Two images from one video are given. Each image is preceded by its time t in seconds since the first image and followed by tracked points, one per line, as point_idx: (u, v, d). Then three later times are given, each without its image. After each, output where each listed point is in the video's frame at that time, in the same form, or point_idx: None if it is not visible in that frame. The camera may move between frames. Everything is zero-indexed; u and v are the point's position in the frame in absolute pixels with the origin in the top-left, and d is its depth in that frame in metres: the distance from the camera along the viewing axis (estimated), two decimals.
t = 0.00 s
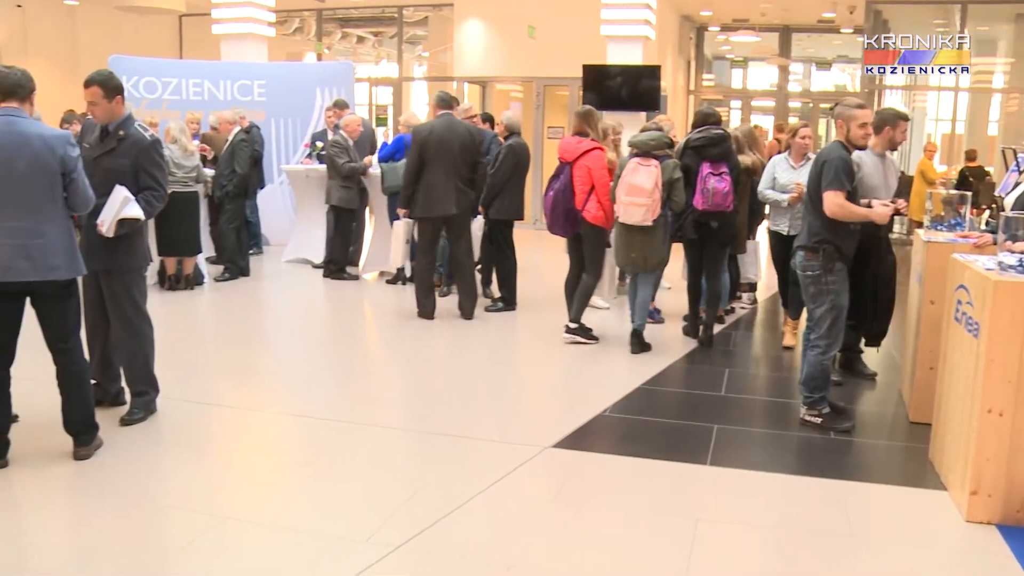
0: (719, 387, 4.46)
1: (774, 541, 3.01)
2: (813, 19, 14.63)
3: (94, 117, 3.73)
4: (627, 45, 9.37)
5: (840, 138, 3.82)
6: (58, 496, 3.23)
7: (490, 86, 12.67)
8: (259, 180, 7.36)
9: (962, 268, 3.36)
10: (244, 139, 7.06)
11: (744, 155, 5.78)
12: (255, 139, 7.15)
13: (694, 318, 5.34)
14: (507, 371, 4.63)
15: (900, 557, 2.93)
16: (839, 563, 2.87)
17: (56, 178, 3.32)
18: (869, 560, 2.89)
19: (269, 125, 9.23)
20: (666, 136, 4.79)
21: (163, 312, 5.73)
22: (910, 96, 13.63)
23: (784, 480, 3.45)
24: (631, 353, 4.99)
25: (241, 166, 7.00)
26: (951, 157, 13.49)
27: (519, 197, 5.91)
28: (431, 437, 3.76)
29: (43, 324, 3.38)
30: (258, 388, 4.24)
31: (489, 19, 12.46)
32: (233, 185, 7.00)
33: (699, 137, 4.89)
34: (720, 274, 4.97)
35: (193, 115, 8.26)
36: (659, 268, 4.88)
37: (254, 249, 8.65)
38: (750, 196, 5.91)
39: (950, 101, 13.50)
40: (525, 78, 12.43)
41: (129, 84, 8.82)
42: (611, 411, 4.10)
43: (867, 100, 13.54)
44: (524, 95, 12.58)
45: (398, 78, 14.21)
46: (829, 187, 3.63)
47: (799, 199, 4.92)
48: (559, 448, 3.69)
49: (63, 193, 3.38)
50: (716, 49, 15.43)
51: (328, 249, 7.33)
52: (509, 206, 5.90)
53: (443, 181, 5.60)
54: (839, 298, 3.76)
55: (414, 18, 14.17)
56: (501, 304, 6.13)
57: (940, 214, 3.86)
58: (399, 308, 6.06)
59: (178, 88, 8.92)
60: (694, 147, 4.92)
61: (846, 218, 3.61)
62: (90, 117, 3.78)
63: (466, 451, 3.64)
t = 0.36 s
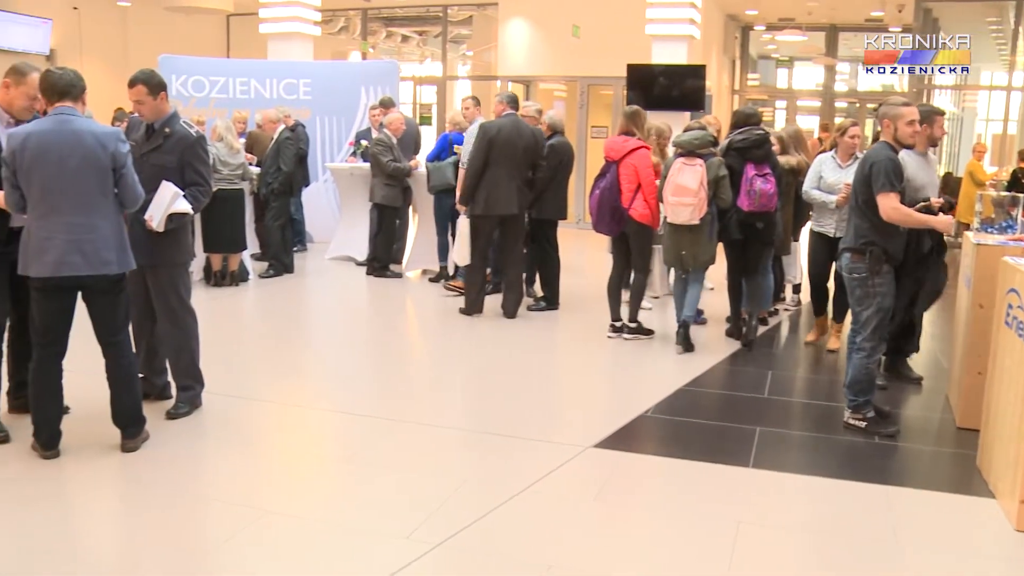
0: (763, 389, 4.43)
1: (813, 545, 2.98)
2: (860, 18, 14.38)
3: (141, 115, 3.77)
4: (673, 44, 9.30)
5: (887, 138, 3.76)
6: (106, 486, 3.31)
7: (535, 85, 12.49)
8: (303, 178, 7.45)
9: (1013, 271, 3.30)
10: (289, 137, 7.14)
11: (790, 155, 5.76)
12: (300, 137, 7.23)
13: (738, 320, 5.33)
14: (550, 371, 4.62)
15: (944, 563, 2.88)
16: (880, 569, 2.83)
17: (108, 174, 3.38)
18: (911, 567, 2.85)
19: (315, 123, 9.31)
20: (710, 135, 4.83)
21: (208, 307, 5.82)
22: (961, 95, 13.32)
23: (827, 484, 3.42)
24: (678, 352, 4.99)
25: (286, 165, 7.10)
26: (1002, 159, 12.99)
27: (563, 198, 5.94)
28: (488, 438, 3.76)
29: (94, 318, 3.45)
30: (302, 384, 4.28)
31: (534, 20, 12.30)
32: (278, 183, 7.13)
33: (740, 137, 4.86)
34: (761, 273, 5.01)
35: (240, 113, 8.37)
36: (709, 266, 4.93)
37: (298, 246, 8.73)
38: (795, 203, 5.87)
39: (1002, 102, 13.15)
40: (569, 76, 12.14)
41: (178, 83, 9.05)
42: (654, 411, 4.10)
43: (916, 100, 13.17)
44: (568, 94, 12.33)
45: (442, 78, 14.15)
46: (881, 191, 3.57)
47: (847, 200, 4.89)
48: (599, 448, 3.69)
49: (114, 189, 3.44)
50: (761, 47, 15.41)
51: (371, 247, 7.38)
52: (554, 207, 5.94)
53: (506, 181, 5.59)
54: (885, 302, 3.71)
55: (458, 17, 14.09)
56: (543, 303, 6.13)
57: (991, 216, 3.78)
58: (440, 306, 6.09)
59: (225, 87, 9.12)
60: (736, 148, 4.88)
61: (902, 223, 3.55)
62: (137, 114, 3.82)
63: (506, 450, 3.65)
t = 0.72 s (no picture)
0: (805, 392, 4.39)
1: (854, 549, 2.96)
2: (909, 17, 14.06)
3: (182, 117, 3.79)
4: (717, 43, 9.23)
5: (935, 140, 3.69)
6: (152, 477, 3.37)
7: (577, 85, 12.42)
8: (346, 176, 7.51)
9: None
10: (333, 136, 7.17)
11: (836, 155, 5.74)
12: (344, 135, 7.27)
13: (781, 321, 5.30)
14: (590, 371, 4.62)
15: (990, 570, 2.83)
16: None
17: (155, 171, 3.44)
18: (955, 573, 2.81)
19: (358, 121, 9.38)
20: (759, 135, 4.84)
21: (253, 304, 5.89)
22: (1013, 95, 12.10)
23: (870, 489, 3.39)
24: (722, 348, 5.09)
25: (330, 162, 7.15)
26: None
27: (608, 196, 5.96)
28: (531, 438, 3.76)
29: (140, 313, 3.49)
30: (345, 381, 4.32)
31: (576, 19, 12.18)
32: (322, 180, 7.14)
33: (791, 138, 4.89)
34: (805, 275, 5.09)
35: (285, 112, 8.44)
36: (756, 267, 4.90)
37: (341, 244, 8.82)
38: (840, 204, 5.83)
39: None
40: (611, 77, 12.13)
41: (223, 83, 9.13)
42: (696, 413, 4.08)
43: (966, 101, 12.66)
44: (611, 93, 12.28)
45: (485, 77, 14.03)
46: (904, 189, 3.57)
47: (889, 205, 4.70)
48: (639, 449, 3.69)
49: (162, 186, 3.49)
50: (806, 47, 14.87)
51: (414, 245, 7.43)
52: (599, 206, 5.95)
53: (559, 182, 5.59)
54: (922, 304, 3.67)
55: (502, 16, 13.96)
56: (585, 302, 6.12)
57: None
58: (481, 305, 6.11)
59: (270, 85, 9.19)
60: (787, 149, 4.90)
61: (925, 222, 3.54)
62: (178, 115, 3.84)
63: (546, 449, 3.66)
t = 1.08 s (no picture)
0: (846, 396, 4.34)
1: (896, 556, 2.91)
2: (958, 17, 13.76)
3: (224, 118, 3.83)
4: (759, 43, 9.16)
5: (974, 143, 3.62)
6: (193, 471, 3.41)
7: (618, 85, 12.29)
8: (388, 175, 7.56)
9: None
10: (376, 134, 7.24)
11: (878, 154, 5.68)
12: (386, 134, 7.31)
13: (822, 325, 5.26)
14: (629, 372, 4.60)
15: None
16: None
17: (200, 169, 3.47)
18: None
19: (399, 121, 9.43)
20: (807, 137, 4.84)
21: (294, 301, 5.95)
22: None
23: (913, 496, 3.34)
24: (763, 349, 5.06)
25: (371, 162, 7.22)
26: None
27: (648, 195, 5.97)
28: (569, 438, 3.76)
29: (184, 310, 3.53)
30: (385, 380, 4.34)
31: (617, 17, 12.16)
32: (364, 179, 7.21)
33: (842, 138, 4.97)
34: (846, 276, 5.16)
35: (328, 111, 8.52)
36: (799, 267, 4.93)
37: (381, 242, 8.89)
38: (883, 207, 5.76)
39: None
40: (654, 77, 11.98)
41: (267, 82, 9.23)
42: (735, 415, 4.05)
43: (1015, 101, 12.37)
44: (652, 94, 12.17)
45: (525, 77, 14.04)
46: (951, 201, 3.50)
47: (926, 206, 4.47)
48: (679, 451, 3.67)
49: (206, 185, 3.53)
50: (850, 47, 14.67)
51: (454, 245, 7.46)
52: (641, 203, 5.99)
53: (605, 182, 5.62)
54: (961, 312, 3.60)
55: (543, 16, 13.91)
56: (625, 304, 6.11)
57: None
58: (520, 305, 6.12)
59: (313, 85, 9.28)
60: (838, 149, 4.98)
61: (972, 233, 3.48)
62: (219, 117, 3.88)
63: (584, 450, 3.66)
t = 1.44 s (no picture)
0: (888, 400, 4.30)
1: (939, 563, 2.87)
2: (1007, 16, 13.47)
3: (268, 116, 3.87)
4: (802, 44, 9.11)
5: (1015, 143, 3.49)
6: (233, 466, 3.45)
7: (658, 86, 12.22)
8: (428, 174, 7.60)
9: None
10: (416, 134, 7.27)
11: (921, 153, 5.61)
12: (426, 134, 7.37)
13: (863, 329, 5.21)
14: (668, 374, 4.58)
15: None
16: None
17: (242, 165, 3.51)
18: None
19: (439, 121, 9.48)
20: (849, 139, 4.82)
21: (335, 300, 6.00)
22: None
23: (957, 503, 3.29)
24: (804, 353, 5.02)
25: (413, 160, 7.24)
26: None
27: (688, 195, 5.96)
28: (607, 439, 3.75)
29: (227, 307, 3.57)
30: (426, 379, 4.36)
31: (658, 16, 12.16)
32: (405, 178, 7.26)
33: (893, 138, 4.95)
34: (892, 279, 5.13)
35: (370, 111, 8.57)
36: (840, 270, 4.91)
37: (421, 242, 8.95)
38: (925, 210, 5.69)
39: None
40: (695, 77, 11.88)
41: (308, 81, 9.23)
42: (775, 418, 4.02)
43: None
44: (692, 94, 12.08)
45: (565, 77, 14.02)
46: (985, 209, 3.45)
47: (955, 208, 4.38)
48: (719, 453, 3.65)
49: (248, 181, 3.56)
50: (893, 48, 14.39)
51: (493, 245, 7.48)
52: (682, 203, 5.99)
53: (650, 184, 5.61)
54: (998, 323, 3.55)
55: (583, 16, 13.89)
56: (664, 305, 6.10)
57: None
58: (557, 306, 6.13)
59: (354, 85, 9.29)
60: (889, 150, 4.95)
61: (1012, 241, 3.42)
62: (264, 115, 3.92)
63: (622, 450, 3.65)
